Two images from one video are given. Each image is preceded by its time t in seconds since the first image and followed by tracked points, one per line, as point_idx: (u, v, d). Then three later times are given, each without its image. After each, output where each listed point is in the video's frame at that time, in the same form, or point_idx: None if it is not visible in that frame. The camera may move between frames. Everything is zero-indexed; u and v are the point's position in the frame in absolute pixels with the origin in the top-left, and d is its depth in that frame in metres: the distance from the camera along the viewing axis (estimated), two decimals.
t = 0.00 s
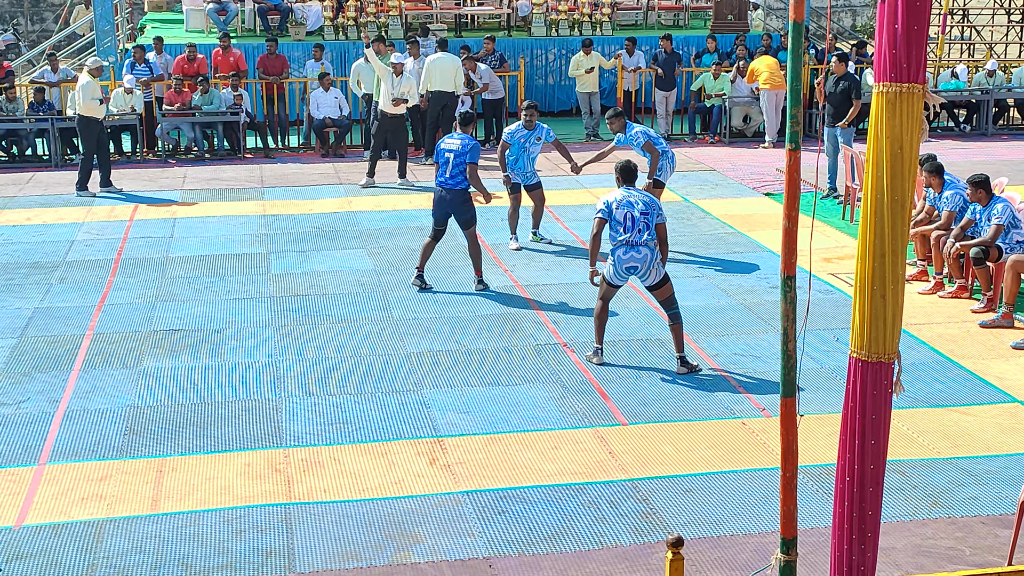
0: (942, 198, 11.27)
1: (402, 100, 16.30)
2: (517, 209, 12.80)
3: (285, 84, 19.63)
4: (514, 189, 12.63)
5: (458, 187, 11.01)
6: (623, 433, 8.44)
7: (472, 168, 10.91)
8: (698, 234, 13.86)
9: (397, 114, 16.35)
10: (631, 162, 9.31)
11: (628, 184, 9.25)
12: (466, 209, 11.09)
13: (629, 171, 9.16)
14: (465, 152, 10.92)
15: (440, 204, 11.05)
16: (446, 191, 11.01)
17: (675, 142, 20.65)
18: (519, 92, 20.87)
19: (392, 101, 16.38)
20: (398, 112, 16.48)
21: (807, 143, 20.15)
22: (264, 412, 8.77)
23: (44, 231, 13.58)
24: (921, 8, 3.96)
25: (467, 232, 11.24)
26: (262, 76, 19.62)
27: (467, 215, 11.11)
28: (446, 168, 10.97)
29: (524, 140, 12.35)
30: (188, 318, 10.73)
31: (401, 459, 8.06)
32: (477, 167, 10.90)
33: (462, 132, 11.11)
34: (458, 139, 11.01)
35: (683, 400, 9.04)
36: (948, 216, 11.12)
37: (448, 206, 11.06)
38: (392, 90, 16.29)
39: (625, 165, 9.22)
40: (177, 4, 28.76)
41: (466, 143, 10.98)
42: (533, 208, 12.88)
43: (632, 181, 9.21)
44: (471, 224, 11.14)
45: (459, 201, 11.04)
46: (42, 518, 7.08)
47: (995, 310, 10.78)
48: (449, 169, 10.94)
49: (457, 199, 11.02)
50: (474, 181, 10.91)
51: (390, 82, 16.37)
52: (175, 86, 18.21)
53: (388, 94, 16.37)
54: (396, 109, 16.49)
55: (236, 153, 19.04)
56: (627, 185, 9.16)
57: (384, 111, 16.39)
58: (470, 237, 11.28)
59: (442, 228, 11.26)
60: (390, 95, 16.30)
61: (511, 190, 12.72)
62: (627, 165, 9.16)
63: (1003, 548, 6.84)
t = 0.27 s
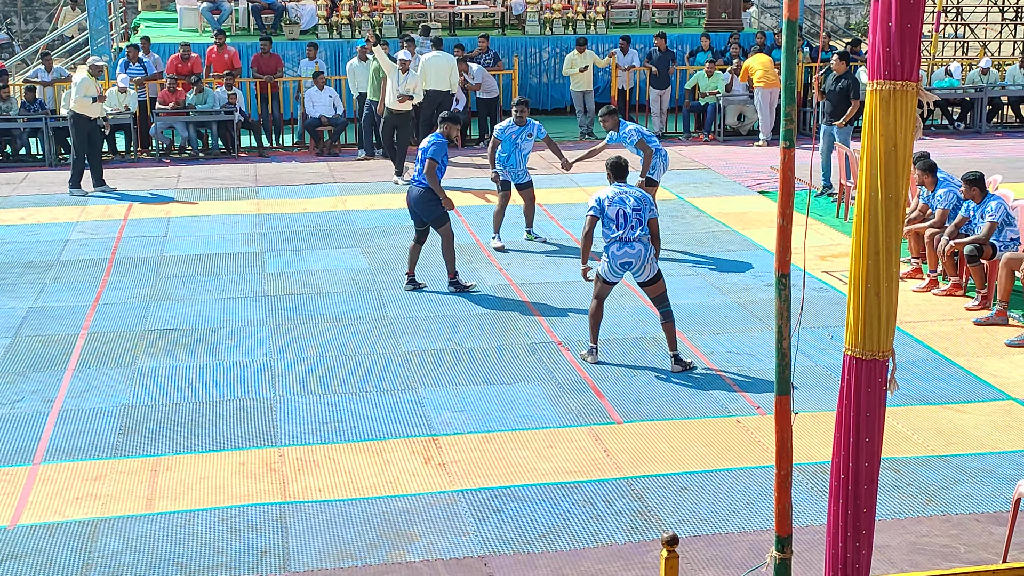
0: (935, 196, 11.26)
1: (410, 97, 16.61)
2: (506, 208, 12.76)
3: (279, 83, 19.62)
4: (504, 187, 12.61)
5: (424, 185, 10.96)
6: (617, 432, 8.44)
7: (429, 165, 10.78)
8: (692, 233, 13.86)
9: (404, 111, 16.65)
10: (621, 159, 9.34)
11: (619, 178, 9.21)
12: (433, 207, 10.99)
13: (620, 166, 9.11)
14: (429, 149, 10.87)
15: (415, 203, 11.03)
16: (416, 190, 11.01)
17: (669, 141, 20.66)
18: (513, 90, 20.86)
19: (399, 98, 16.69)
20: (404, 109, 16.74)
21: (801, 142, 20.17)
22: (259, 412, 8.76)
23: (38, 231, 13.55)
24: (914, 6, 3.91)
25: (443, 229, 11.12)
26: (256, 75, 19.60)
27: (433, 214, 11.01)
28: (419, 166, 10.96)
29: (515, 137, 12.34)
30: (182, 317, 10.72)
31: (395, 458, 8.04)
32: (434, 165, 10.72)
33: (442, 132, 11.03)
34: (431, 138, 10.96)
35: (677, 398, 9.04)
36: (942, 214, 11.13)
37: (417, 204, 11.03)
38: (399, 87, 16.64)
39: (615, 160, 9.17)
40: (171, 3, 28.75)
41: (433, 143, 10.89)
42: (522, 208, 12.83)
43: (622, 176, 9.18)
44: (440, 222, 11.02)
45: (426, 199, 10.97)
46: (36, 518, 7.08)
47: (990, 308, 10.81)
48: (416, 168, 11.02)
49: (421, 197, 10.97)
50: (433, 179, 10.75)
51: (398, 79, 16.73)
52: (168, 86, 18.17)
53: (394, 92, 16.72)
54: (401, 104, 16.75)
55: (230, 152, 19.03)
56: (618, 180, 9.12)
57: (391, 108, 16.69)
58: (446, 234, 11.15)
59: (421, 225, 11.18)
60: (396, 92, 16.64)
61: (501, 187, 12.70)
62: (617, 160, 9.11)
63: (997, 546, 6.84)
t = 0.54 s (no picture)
0: (926, 192, 11.31)
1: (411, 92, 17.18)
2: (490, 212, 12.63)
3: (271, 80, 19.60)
4: (486, 190, 12.47)
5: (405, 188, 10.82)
6: (610, 428, 8.45)
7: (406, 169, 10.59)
8: (685, 229, 13.87)
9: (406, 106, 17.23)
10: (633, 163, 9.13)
11: (629, 185, 9.19)
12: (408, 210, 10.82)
13: (631, 172, 9.08)
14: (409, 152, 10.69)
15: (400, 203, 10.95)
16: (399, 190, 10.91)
17: (661, 137, 20.67)
18: (506, 87, 20.86)
19: (401, 95, 17.26)
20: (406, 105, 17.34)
21: (793, 137, 20.18)
22: (252, 409, 8.75)
23: (29, 229, 13.52)
24: (905, 2, 3.92)
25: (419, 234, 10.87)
26: (248, 72, 19.59)
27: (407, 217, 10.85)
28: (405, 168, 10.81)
29: (492, 137, 12.27)
30: (175, 315, 10.71)
31: (389, 455, 8.04)
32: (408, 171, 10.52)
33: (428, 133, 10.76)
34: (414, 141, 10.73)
35: (670, 394, 9.05)
36: (933, 210, 11.21)
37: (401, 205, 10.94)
38: (400, 84, 17.20)
39: (625, 165, 9.13)
40: (163, 1, 28.73)
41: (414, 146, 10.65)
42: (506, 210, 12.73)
43: (633, 182, 9.15)
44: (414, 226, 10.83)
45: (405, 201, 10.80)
46: (29, 517, 7.07)
47: (982, 303, 10.81)
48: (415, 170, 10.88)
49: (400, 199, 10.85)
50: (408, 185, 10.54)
51: (398, 77, 17.26)
52: (160, 83, 18.20)
53: (396, 88, 17.30)
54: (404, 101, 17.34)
55: (222, 150, 19.00)
56: (629, 186, 9.09)
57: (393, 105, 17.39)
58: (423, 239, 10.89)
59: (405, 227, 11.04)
60: (398, 89, 17.21)
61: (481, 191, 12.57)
62: (629, 166, 9.08)
63: (990, 541, 6.86)
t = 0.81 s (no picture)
0: (914, 188, 11.32)
1: (411, 90, 17.56)
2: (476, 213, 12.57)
3: (258, 79, 19.58)
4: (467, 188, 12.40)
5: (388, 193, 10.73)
6: (599, 426, 8.45)
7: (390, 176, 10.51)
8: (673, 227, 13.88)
9: (405, 104, 17.64)
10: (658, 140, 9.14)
11: (654, 161, 9.18)
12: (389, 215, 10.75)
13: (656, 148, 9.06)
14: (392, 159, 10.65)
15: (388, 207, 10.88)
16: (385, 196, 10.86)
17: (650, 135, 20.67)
18: (494, 85, 20.85)
19: (402, 92, 17.59)
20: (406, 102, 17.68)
21: (782, 135, 20.20)
22: (240, 409, 8.73)
23: (16, 229, 13.47)
24: None
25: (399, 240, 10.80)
26: (236, 71, 19.55)
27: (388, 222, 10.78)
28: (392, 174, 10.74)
29: (475, 133, 12.21)
30: (163, 315, 10.68)
31: (378, 454, 8.04)
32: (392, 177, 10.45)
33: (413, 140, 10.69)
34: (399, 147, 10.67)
35: (660, 392, 9.05)
36: (920, 207, 11.18)
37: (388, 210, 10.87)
38: (401, 82, 17.50)
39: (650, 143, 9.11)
40: None
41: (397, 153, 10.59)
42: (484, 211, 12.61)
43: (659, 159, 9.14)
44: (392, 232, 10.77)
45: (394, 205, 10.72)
46: (17, 518, 7.04)
47: (969, 301, 10.83)
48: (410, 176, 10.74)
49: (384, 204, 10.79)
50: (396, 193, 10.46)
51: (399, 75, 17.58)
52: (147, 82, 18.15)
53: (397, 85, 17.60)
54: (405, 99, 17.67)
55: (210, 149, 18.95)
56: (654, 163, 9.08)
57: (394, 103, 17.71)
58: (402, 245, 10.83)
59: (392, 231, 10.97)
60: (398, 87, 17.54)
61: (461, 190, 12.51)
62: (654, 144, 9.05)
63: (978, 537, 6.88)
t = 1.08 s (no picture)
0: (898, 188, 11.39)
1: (417, 91, 17.59)
2: (463, 220, 12.51)
3: (242, 79, 19.54)
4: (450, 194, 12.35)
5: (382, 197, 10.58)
6: (584, 426, 8.45)
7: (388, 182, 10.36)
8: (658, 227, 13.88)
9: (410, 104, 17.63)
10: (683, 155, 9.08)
11: (680, 181, 9.06)
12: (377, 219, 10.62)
13: (683, 167, 8.96)
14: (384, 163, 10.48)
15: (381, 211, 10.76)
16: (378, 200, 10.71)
17: (635, 135, 20.68)
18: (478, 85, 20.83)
19: (407, 92, 17.57)
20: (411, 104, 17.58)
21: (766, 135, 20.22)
22: (225, 409, 8.72)
23: None
24: None
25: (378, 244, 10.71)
26: (219, 71, 19.48)
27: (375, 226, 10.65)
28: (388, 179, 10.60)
29: (459, 139, 12.22)
30: (147, 316, 10.65)
31: (363, 454, 8.03)
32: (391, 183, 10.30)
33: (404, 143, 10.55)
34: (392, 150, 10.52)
35: (645, 392, 9.05)
36: (904, 205, 11.20)
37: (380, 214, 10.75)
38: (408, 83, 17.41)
39: (676, 159, 9.02)
40: None
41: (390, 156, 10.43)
42: (466, 219, 12.49)
43: (684, 177, 9.02)
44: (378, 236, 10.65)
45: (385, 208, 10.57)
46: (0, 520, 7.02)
47: (953, 299, 10.86)
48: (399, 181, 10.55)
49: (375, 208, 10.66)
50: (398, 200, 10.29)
51: (403, 75, 17.48)
52: (130, 82, 18.11)
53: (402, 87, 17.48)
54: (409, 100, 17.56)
55: (194, 149, 18.89)
56: (680, 182, 8.98)
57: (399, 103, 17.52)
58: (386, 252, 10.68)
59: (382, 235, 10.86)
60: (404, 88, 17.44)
61: (442, 196, 12.48)
62: (680, 161, 8.97)
63: (962, 535, 6.90)
